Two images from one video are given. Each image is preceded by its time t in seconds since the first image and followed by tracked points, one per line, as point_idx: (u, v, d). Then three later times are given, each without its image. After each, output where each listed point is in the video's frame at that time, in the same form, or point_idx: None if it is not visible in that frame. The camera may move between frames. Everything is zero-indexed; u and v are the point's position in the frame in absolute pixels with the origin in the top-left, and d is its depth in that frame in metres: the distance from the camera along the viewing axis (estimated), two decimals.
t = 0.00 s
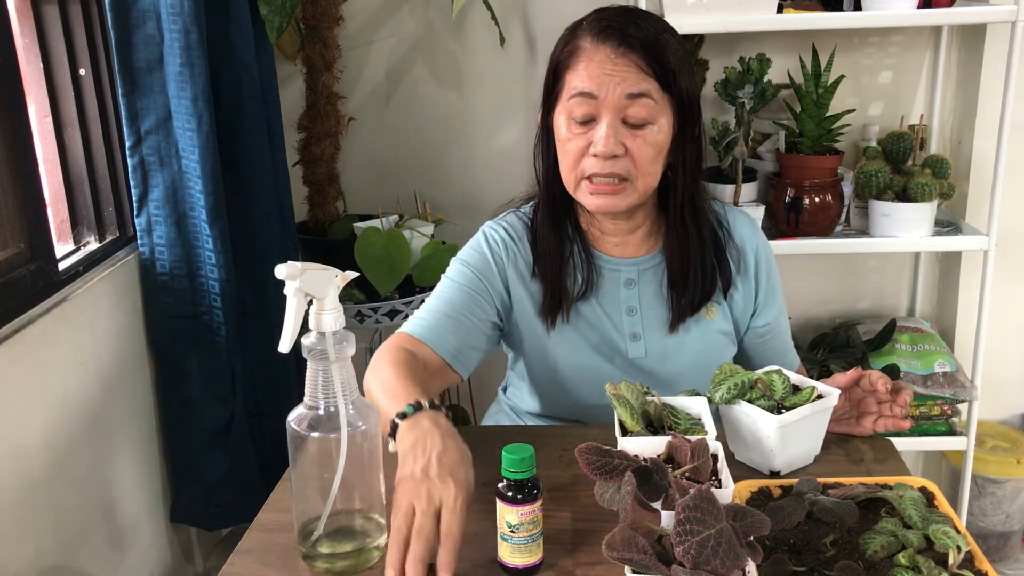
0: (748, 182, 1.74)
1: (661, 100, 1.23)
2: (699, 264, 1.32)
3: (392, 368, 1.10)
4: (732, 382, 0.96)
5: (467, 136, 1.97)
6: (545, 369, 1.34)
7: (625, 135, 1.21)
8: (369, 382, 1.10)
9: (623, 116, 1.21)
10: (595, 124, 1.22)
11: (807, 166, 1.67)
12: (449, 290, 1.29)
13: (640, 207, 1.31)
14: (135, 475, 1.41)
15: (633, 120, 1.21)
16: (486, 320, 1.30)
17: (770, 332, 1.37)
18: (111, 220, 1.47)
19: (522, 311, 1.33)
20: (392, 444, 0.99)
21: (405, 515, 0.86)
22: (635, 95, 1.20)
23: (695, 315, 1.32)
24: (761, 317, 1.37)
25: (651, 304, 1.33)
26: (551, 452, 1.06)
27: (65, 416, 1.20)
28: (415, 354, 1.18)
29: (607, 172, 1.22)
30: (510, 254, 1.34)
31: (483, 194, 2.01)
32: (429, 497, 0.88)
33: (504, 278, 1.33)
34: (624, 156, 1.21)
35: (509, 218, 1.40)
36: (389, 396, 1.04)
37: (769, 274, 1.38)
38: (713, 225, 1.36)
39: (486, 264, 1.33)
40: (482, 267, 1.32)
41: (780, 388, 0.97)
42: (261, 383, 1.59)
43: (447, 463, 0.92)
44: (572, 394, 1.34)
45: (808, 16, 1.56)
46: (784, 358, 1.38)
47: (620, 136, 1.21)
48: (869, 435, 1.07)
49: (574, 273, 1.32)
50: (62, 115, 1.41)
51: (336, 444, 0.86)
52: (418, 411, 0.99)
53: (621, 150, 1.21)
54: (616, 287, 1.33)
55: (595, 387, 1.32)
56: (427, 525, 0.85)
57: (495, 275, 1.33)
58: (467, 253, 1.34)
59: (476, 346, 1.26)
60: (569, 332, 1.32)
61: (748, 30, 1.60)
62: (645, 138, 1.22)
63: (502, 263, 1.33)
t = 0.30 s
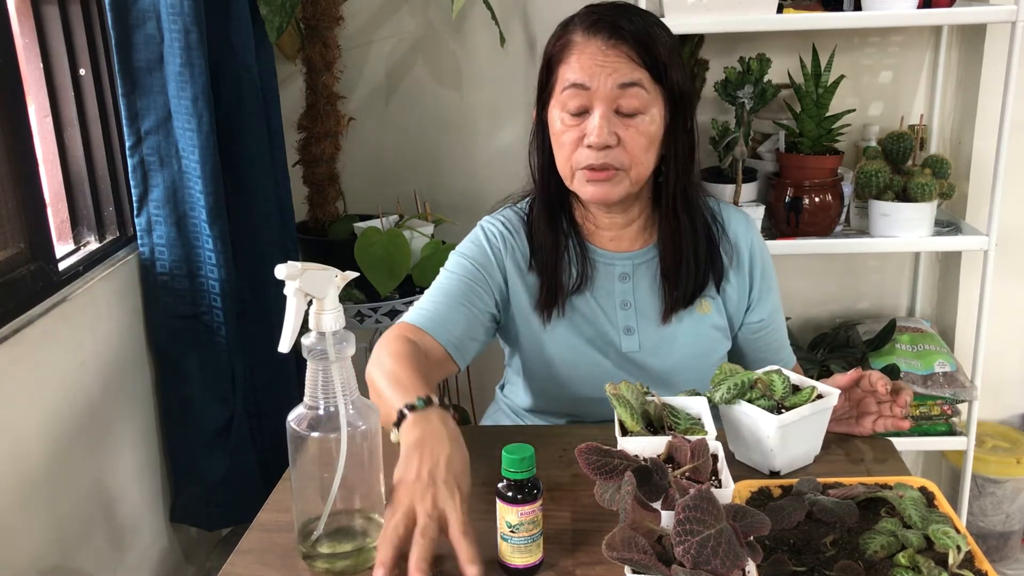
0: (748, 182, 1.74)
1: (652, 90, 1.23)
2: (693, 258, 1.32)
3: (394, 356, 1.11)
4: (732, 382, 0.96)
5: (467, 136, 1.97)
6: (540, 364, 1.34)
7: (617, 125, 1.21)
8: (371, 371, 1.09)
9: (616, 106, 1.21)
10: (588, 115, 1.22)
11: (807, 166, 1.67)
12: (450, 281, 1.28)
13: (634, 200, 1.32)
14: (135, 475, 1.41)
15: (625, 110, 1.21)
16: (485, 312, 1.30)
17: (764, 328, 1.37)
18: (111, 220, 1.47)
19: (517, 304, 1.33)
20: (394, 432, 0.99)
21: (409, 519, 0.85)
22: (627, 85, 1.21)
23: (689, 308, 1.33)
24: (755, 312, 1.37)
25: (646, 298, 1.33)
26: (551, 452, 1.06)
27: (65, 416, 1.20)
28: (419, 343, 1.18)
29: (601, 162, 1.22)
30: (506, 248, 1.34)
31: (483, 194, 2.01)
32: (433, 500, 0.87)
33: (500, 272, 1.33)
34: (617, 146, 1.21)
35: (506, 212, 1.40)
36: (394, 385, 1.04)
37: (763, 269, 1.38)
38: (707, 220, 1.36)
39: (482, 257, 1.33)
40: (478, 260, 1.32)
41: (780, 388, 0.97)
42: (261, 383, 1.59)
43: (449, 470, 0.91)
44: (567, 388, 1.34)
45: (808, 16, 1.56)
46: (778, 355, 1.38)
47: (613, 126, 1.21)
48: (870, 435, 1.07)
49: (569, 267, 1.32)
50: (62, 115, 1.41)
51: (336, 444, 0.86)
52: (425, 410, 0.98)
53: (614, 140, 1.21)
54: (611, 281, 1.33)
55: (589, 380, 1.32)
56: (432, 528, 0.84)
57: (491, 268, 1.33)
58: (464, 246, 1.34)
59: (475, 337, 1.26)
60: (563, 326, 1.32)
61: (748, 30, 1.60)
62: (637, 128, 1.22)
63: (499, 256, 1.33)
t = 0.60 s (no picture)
0: (748, 182, 1.74)
1: (646, 79, 1.24)
2: (692, 254, 1.32)
3: (398, 367, 1.12)
4: (732, 382, 0.96)
5: (467, 136, 1.97)
6: (543, 363, 1.34)
7: (616, 117, 1.21)
8: (375, 381, 1.12)
9: (612, 98, 1.21)
10: (586, 111, 1.22)
11: (807, 166, 1.67)
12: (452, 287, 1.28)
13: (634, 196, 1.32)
14: (134, 475, 1.41)
15: (622, 101, 1.22)
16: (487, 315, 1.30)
17: (764, 323, 1.37)
18: (111, 220, 1.47)
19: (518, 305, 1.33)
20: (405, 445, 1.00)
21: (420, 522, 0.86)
22: (621, 76, 1.21)
23: (690, 301, 1.33)
24: (755, 306, 1.37)
25: (647, 294, 1.33)
26: (551, 452, 1.06)
27: (65, 417, 1.20)
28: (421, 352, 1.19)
29: (605, 156, 1.22)
30: (506, 249, 1.34)
31: (483, 194, 2.01)
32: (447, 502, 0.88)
33: (501, 273, 1.33)
34: (618, 138, 1.21)
35: (504, 214, 1.40)
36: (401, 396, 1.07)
37: (762, 262, 1.38)
38: (705, 215, 1.36)
39: (482, 259, 1.33)
40: (478, 262, 1.32)
41: (780, 388, 0.97)
42: (261, 383, 1.59)
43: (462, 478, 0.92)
44: (571, 387, 1.33)
45: (808, 16, 1.56)
46: (780, 349, 1.38)
47: (612, 119, 1.21)
48: (870, 435, 1.07)
49: (570, 264, 1.32)
50: (62, 115, 1.41)
51: (336, 444, 0.85)
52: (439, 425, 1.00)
53: (615, 132, 1.21)
54: (612, 277, 1.33)
55: (592, 378, 1.32)
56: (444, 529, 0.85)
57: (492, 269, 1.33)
58: (463, 249, 1.34)
59: (477, 343, 1.26)
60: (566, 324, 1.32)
61: (748, 30, 1.60)
62: (637, 118, 1.22)
63: (499, 258, 1.34)
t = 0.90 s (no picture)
0: (748, 182, 1.74)
1: (645, 83, 1.23)
2: (690, 251, 1.32)
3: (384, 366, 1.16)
4: (732, 382, 0.96)
5: (466, 136, 1.97)
6: (539, 359, 1.34)
7: (612, 121, 1.22)
8: (364, 381, 1.13)
9: (608, 102, 1.22)
10: (582, 113, 1.23)
11: (807, 166, 1.67)
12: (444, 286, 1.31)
13: (632, 194, 1.32)
14: (135, 475, 1.41)
15: (619, 106, 1.22)
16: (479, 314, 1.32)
17: (761, 322, 1.37)
18: (111, 220, 1.47)
19: (513, 301, 1.33)
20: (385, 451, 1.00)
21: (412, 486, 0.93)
22: (618, 82, 1.21)
23: (687, 299, 1.33)
24: (753, 305, 1.37)
25: (644, 292, 1.33)
26: (551, 452, 1.06)
27: (65, 416, 1.20)
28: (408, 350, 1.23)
29: (599, 159, 1.22)
30: (503, 246, 1.35)
31: (482, 194, 2.01)
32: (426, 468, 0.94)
33: (497, 270, 1.34)
34: (612, 142, 1.22)
35: (503, 211, 1.41)
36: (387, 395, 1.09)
37: (761, 262, 1.38)
38: (703, 214, 1.36)
39: (478, 256, 1.34)
40: (474, 260, 1.34)
41: (780, 388, 0.97)
42: (261, 384, 1.59)
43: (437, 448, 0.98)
44: (567, 383, 1.33)
45: (808, 16, 1.56)
46: (779, 348, 1.38)
47: (607, 122, 1.21)
48: (869, 435, 1.07)
49: (568, 260, 1.32)
50: (62, 115, 1.41)
51: (336, 444, 0.85)
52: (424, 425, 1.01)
53: (609, 136, 1.21)
54: (610, 274, 1.33)
55: (589, 374, 1.32)
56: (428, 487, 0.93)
57: (487, 266, 1.34)
58: (461, 246, 1.36)
59: (466, 340, 1.30)
60: (562, 320, 1.32)
61: (748, 30, 1.60)
62: (633, 122, 1.22)
63: (496, 255, 1.34)
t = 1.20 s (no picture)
0: (748, 182, 1.74)
1: (642, 86, 1.23)
2: (687, 250, 1.32)
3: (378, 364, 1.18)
4: (732, 382, 0.96)
5: (466, 136, 1.97)
6: (536, 357, 1.34)
7: (608, 122, 1.22)
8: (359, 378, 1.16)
9: (605, 104, 1.22)
10: (579, 113, 1.23)
11: (807, 166, 1.67)
12: (441, 284, 1.33)
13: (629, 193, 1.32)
14: (135, 475, 1.41)
15: (615, 108, 1.22)
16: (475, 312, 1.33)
17: (759, 321, 1.37)
18: (111, 220, 1.47)
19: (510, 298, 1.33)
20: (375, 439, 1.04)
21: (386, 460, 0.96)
22: (615, 84, 1.21)
23: (685, 298, 1.32)
24: (751, 304, 1.37)
25: (642, 290, 1.33)
26: (551, 451, 1.06)
27: (65, 417, 1.20)
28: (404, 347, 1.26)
29: (594, 159, 1.22)
30: (501, 244, 1.35)
31: (482, 194, 2.01)
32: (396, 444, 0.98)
33: (494, 268, 1.34)
34: (608, 143, 1.22)
35: (502, 209, 1.41)
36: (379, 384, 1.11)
37: (759, 262, 1.37)
38: (701, 213, 1.36)
39: (476, 254, 1.35)
40: (471, 258, 1.34)
41: (780, 388, 0.97)
42: (261, 384, 1.59)
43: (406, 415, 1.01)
44: (564, 381, 1.33)
45: (809, 16, 1.56)
46: (777, 348, 1.38)
47: (603, 124, 1.22)
48: (869, 435, 1.07)
49: (565, 258, 1.32)
50: (62, 115, 1.41)
51: (336, 444, 0.85)
52: (403, 391, 1.05)
53: (604, 137, 1.21)
54: (607, 272, 1.33)
55: (585, 372, 1.32)
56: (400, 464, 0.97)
57: (485, 263, 1.34)
58: (460, 244, 1.36)
59: (461, 337, 1.31)
60: (559, 318, 1.32)
61: (748, 30, 1.60)
62: (629, 124, 1.22)
63: (494, 253, 1.34)
